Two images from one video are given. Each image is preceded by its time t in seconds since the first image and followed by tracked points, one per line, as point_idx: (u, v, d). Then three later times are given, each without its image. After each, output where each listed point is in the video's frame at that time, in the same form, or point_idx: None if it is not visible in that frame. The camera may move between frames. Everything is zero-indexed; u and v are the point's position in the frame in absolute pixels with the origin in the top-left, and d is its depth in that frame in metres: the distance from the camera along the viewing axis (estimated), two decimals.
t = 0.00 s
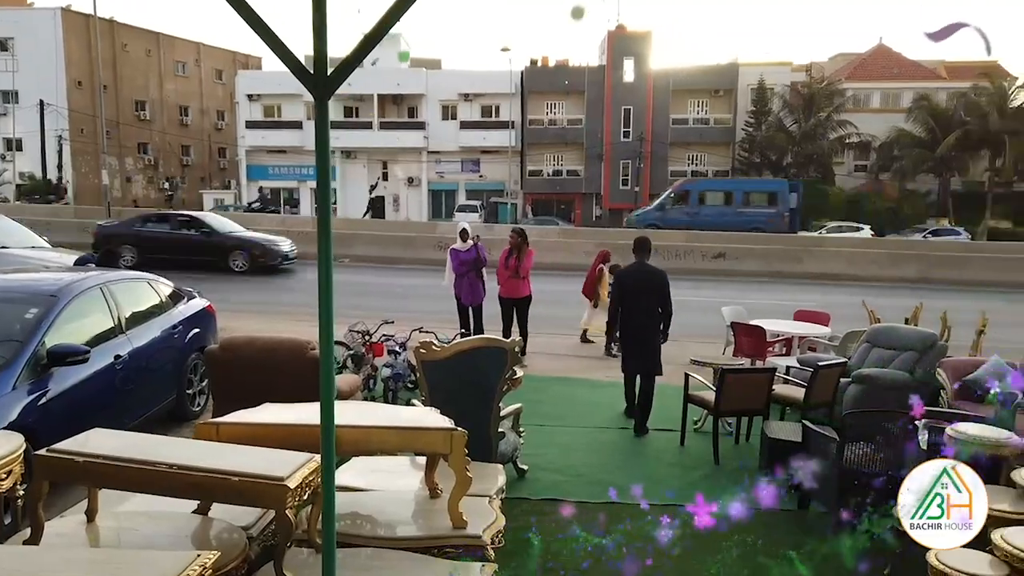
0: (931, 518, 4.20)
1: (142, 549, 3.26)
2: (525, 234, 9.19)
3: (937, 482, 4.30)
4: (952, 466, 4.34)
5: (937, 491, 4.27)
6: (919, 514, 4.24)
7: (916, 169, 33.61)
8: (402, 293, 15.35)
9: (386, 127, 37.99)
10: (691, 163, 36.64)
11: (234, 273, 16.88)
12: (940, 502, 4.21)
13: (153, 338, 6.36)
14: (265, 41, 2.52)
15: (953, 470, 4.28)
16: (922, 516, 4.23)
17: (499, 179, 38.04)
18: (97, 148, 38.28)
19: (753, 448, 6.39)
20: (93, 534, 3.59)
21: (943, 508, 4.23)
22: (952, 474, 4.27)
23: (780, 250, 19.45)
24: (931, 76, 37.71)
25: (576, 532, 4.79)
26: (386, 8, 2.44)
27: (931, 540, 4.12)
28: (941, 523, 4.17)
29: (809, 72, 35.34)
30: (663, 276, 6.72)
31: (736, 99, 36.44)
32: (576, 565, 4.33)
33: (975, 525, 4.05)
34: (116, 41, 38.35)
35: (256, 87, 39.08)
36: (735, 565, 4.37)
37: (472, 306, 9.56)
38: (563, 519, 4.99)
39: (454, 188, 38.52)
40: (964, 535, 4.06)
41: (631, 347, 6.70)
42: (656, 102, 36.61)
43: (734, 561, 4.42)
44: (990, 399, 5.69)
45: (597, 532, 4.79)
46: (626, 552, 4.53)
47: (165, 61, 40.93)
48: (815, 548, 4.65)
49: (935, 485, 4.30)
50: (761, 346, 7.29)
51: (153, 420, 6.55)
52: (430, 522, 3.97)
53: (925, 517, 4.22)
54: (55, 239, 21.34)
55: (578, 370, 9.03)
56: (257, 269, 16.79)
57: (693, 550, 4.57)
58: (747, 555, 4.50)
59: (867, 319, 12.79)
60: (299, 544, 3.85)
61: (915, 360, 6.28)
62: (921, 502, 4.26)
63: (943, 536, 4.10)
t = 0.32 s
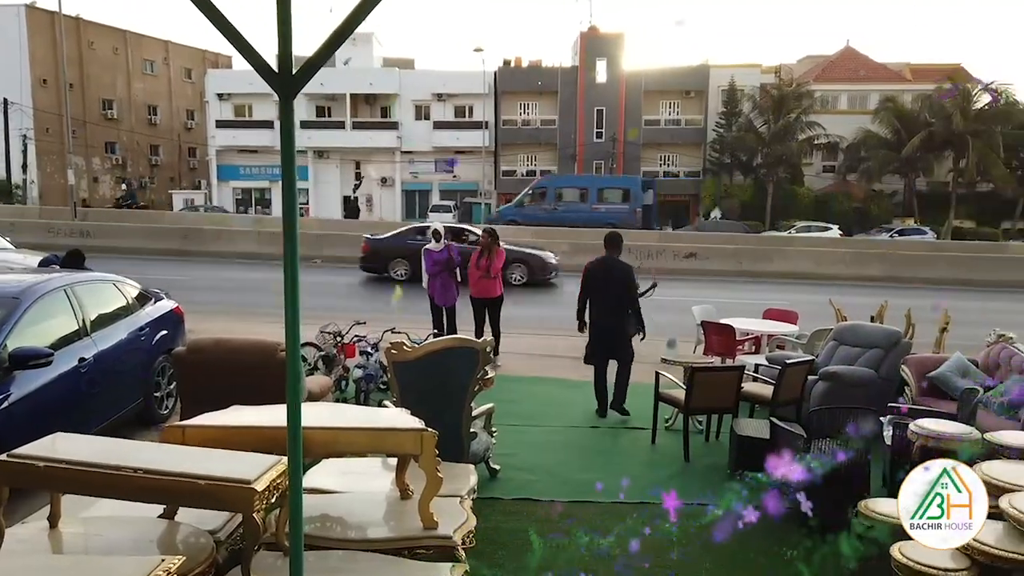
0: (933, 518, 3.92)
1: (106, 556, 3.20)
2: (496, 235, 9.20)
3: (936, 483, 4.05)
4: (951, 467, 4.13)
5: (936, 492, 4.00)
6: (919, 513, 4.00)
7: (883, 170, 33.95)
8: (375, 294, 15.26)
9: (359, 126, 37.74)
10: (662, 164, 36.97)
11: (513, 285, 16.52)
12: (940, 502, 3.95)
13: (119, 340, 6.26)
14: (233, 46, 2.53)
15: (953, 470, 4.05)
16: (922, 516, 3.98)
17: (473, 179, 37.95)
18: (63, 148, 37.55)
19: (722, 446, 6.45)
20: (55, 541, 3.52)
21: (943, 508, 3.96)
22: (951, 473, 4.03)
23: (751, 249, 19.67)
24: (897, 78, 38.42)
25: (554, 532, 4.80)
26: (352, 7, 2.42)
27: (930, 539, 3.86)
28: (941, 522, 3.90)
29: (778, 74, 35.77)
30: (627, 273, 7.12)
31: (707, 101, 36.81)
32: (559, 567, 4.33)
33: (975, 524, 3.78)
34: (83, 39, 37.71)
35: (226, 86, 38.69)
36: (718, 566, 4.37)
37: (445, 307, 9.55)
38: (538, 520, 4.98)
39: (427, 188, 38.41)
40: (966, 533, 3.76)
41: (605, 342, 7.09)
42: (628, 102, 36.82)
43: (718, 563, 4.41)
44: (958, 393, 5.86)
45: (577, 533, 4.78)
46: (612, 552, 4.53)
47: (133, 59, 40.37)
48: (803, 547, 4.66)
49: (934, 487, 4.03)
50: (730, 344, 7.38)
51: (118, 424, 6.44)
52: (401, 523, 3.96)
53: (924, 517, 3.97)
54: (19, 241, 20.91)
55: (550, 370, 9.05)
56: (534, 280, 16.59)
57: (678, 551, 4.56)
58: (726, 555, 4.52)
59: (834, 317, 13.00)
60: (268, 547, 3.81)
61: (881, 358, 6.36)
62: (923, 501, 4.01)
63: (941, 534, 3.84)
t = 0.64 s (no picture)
0: (935, 519, 3.80)
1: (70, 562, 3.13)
2: (471, 235, 9.20)
3: (936, 483, 3.97)
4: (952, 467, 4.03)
5: (937, 493, 3.90)
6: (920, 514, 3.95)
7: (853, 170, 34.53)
8: (349, 296, 15.16)
9: (333, 126, 37.45)
10: (637, 164, 37.22)
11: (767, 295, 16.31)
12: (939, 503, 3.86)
13: (87, 342, 6.16)
14: (201, 47, 2.52)
15: (954, 471, 3.94)
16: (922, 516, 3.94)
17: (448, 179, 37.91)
18: (30, 147, 36.84)
19: (696, 444, 6.50)
20: (18, 547, 3.45)
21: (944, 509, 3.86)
22: (951, 473, 3.95)
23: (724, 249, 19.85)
24: (866, 80, 39.00)
25: (529, 530, 4.82)
26: (318, 6, 2.40)
27: (928, 538, 3.77)
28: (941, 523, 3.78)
29: (750, 75, 36.13)
30: (604, 267, 7.21)
31: (680, 101, 37.11)
32: (545, 564, 4.35)
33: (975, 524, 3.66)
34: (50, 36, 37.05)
35: (197, 85, 38.24)
36: (699, 562, 4.42)
37: (420, 307, 9.52)
38: (514, 519, 4.99)
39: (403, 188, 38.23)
40: (963, 535, 3.66)
41: (585, 336, 7.13)
42: (603, 104, 37.01)
43: (700, 559, 4.47)
44: (924, 388, 5.98)
45: (556, 531, 4.81)
46: (598, 549, 4.57)
47: (102, 57, 39.74)
48: (785, 544, 4.70)
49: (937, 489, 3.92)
50: (702, 343, 7.45)
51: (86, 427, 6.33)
52: (374, 525, 3.93)
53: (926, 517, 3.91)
54: None
55: (526, 370, 9.06)
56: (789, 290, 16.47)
57: (660, 547, 4.61)
58: (706, 552, 4.57)
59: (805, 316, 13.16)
60: (237, 551, 3.76)
61: (850, 356, 6.44)
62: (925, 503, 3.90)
63: (937, 534, 3.74)
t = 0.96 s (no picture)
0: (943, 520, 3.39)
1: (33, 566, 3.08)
2: (446, 234, 9.18)
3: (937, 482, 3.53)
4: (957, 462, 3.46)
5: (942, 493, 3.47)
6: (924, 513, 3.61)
7: (824, 169, 34.92)
8: (324, 296, 15.07)
9: (307, 124, 37.16)
10: (612, 163, 37.39)
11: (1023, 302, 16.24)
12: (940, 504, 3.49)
13: (53, 343, 6.05)
14: (170, 47, 2.51)
15: (958, 474, 3.37)
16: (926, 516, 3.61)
17: (424, 178, 37.83)
18: None
19: (669, 440, 6.55)
20: None
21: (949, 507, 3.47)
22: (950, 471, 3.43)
23: (697, 247, 20.02)
24: (836, 80, 39.53)
25: (504, 529, 4.81)
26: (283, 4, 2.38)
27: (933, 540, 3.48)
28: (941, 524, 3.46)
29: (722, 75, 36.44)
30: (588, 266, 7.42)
31: (654, 101, 37.34)
32: (550, 557, 4.43)
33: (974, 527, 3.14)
34: (16, 32, 36.31)
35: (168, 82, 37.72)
36: (679, 554, 4.49)
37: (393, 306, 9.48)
38: (489, 517, 4.99)
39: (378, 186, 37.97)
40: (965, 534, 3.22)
41: (571, 332, 7.33)
42: (578, 103, 37.13)
43: (675, 549, 4.55)
44: (890, 382, 6.11)
45: (532, 527, 4.83)
46: (584, 545, 4.61)
47: (70, 54, 39.04)
48: (769, 541, 4.71)
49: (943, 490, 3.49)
50: (676, 341, 7.52)
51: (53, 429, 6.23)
52: (346, 525, 3.90)
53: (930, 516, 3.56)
54: None
55: (500, 368, 9.07)
56: None
57: (636, 542, 4.66)
58: (678, 544, 4.63)
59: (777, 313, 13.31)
60: (207, 554, 3.71)
61: (820, 352, 6.54)
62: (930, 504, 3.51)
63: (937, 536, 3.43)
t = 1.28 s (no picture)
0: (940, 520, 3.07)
1: None
2: (421, 231, 9.16)
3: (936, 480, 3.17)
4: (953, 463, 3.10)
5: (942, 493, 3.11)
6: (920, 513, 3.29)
7: (796, 166, 35.27)
8: (298, 294, 14.95)
9: (280, 120, 36.77)
10: (588, 159, 37.50)
11: None
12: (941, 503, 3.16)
13: (19, 341, 5.95)
14: (128, 36, 2.45)
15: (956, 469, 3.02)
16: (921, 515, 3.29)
17: (401, 174, 37.66)
18: None
19: (642, 435, 6.60)
20: None
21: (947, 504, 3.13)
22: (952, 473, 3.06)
23: (672, 244, 20.15)
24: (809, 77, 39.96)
25: (477, 526, 4.81)
26: None
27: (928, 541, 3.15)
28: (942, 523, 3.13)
29: (696, 72, 36.69)
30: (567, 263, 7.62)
31: (630, 98, 37.53)
32: (533, 553, 4.43)
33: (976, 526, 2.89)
34: None
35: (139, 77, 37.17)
36: (664, 552, 4.47)
37: (367, 303, 9.43)
38: (464, 514, 4.98)
39: (353, 182, 37.71)
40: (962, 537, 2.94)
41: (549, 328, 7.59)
42: (553, 100, 37.17)
43: (656, 547, 4.53)
44: (860, 376, 6.21)
45: (509, 525, 4.82)
46: (569, 543, 4.59)
47: (38, 48, 38.31)
48: (746, 536, 4.73)
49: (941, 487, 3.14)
50: (650, 336, 7.56)
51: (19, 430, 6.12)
52: (319, 524, 3.86)
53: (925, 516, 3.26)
54: None
55: (475, 365, 9.07)
56: None
57: (614, 537, 4.65)
58: (661, 541, 4.63)
59: (749, 308, 13.44)
60: (175, 554, 3.66)
61: (791, 346, 6.60)
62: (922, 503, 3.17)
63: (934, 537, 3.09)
